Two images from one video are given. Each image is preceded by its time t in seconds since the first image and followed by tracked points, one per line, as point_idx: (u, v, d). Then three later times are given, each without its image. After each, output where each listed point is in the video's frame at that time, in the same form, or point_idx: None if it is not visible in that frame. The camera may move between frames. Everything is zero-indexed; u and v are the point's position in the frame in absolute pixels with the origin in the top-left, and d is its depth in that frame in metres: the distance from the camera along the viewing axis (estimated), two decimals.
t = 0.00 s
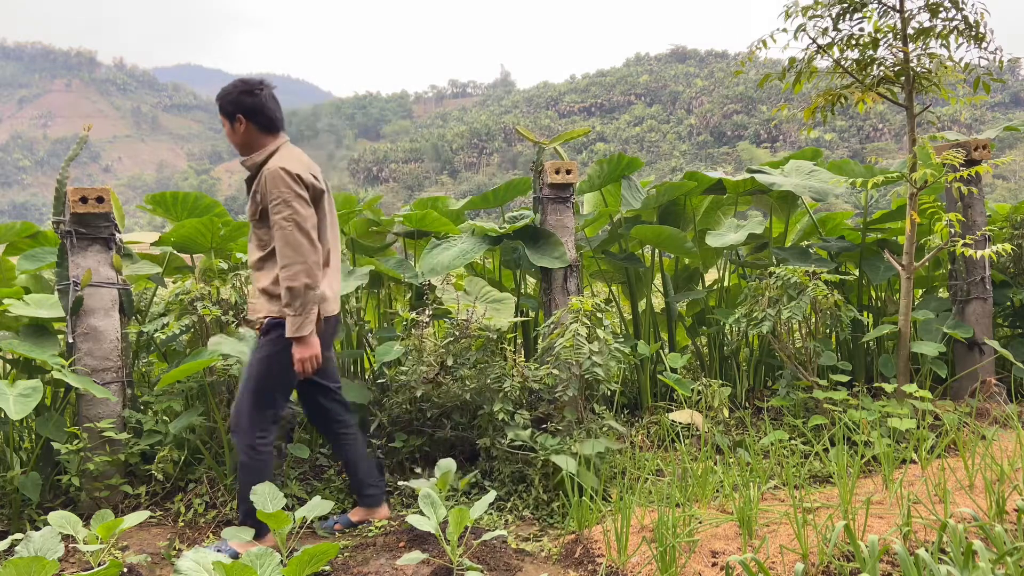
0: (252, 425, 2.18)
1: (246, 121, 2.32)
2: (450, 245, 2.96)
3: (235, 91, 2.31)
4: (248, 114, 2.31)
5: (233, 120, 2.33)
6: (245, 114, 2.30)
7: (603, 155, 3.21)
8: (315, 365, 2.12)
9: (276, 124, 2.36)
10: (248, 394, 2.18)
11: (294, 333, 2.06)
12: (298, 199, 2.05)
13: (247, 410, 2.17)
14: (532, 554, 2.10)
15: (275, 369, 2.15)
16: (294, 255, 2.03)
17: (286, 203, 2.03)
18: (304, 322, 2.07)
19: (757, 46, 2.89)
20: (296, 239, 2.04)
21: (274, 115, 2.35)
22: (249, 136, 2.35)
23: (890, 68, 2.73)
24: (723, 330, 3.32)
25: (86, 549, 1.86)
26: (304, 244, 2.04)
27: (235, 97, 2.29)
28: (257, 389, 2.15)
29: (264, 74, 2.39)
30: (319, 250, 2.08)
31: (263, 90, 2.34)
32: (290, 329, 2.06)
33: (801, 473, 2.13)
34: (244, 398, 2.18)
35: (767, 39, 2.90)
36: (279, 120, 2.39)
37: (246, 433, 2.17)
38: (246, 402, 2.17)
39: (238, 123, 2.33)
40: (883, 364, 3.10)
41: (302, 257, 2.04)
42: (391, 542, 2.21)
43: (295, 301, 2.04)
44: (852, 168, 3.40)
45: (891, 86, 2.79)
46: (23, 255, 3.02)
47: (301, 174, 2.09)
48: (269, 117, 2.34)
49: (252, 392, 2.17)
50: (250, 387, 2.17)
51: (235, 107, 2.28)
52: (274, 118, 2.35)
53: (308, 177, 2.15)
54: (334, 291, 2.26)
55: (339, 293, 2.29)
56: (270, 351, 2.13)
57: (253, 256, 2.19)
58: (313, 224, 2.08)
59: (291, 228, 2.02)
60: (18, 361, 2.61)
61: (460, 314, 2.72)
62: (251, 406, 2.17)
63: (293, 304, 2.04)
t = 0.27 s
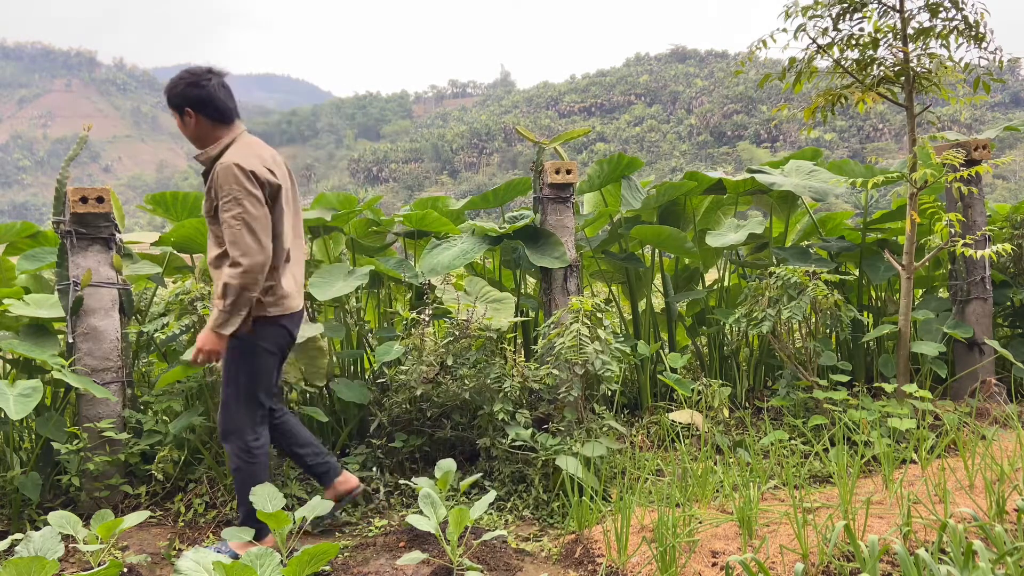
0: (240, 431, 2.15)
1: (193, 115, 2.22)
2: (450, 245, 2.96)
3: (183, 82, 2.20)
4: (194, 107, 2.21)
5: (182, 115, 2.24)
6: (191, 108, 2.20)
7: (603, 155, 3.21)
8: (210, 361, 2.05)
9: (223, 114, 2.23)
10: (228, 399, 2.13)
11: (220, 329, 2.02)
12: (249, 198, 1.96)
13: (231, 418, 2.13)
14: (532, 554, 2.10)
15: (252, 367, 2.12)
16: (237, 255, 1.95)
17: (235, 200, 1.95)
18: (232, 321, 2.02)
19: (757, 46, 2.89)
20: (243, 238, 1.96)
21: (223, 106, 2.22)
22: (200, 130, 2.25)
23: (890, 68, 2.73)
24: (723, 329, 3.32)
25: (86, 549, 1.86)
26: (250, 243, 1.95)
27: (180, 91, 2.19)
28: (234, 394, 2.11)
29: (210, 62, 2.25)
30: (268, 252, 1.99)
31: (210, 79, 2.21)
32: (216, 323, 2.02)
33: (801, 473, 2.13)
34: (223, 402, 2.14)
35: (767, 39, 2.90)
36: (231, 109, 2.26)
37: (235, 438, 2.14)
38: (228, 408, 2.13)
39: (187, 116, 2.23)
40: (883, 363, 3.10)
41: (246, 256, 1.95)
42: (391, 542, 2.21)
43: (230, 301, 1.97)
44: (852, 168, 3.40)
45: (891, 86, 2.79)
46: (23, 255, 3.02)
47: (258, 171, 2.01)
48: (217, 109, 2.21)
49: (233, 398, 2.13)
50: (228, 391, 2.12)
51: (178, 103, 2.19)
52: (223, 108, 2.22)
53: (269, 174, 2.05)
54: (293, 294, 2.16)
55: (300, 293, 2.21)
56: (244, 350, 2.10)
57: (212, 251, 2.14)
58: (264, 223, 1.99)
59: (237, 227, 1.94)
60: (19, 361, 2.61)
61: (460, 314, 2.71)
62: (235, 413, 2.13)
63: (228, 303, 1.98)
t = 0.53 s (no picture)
0: (234, 433, 2.13)
1: (169, 112, 2.15)
2: (450, 245, 2.95)
3: (161, 78, 2.14)
4: (169, 103, 2.14)
5: (158, 110, 2.17)
6: (167, 104, 2.14)
7: (603, 155, 3.21)
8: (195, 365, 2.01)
9: (202, 113, 2.17)
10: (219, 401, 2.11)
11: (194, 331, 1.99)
12: (222, 195, 1.95)
13: (225, 422, 2.12)
14: (532, 554, 2.10)
15: (242, 366, 2.11)
16: (209, 254, 1.94)
17: (207, 198, 1.94)
18: (207, 323, 2.00)
19: (757, 46, 2.89)
20: (215, 236, 1.94)
21: (201, 104, 2.16)
22: (177, 129, 2.18)
23: (890, 68, 2.73)
24: (723, 329, 3.32)
25: (86, 549, 1.86)
26: (221, 242, 1.95)
27: (156, 86, 2.13)
28: (226, 395, 2.11)
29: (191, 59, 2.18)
30: (241, 251, 1.98)
31: (187, 77, 2.14)
32: (190, 326, 1.98)
33: (801, 473, 2.13)
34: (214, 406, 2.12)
35: (767, 39, 2.90)
36: (210, 107, 2.20)
37: (230, 439, 2.14)
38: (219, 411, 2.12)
39: (163, 112, 2.17)
40: (883, 363, 3.10)
41: (217, 255, 1.94)
42: (391, 542, 2.21)
43: (201, 300, 1.96)
44: (852, 168, 3.40)
45: (891, 86, 2.79)
46: (23, 255, 3.02)
47: (233, 169, 2.00)
48: (194, 107, 2.15)
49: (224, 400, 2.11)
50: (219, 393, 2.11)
51: (154, 99, 2.12)
52: (201, 106, 2.16)
53: (245, 172, 2.04)
54: (270, 296, 2.15)
55: (278, 294, 2.20)
56: (233, 350, 2.09)
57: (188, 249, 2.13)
58: (237, 223, 1.98)
59: (208, 225, 1.93)
60: (19, 361, 2.61)
61: (460, 314, 2.71)
62: (226, 415, 2.12)
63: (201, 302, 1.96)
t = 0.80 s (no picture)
0: (234, 433, 2.14)
1: (158, 109, 2.16)
2: (450, 245, 2.95)
3: (153, 74, 2.15)
4: (159, 101, 2.15)
5: (149, 107, 2.18)
6: (157, 101, 2.15)
7: (604, 155, 3.21)
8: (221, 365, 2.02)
9: (190, 112, 2.17)
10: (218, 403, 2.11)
11: (206, 331, 1.98)
12: (212, 188, 1.95)
13: (226, 422, 2.12)
14: (532, 554, 2.10)
15: (239, 365, 2.12)
16: (206, 248, 1.94)
17: (197, 192, 1.94)
18: (217, 320, 1.99)
19: (757, 46, 2.89)
20: (209, 230, 1.94)
21: (190, 103, 2.16)
22: (166, 126, 2.20)
23: (890, 68, 2.73)
24: (723, 329, 3.32)
25: (86, 549, 1.86)
26: (216, 236, 1.95)
27: (147, 83, 2.14)
28: (225, 396, 2.11)
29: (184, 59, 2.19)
30: (234, 244, 1.98)
31: (178, 75, 2.15)
32: (201, 326, 1.97)
33: (801, 473, 2.13)
34: (213, 407, 2.12)
35: (767, 39, 2.90)
36: (200, 106, 2.20)
37: (229, 439, 2.14)
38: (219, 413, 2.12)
39: (153, 109, 2.19)
40: (883, 363, 3.10)
41: (213, 249, 1.94)
42: (391, 542, 2.21)
43: (204, 296, 1.96)
44: (852, 168, 3.40)
45: (891, 86, 2.79)
46: (23, 255, 3.03)
47: (220, 162, 2.00)
48: (183, 106, 2.15)
49: (224, 400, 2.11)
50: (217, 394, 2.11)
51: (144, 96, 2.14)
52: (190, 106, 2.16)
53: (232, 165, 2.04)
54: (261, 292, 2.16)
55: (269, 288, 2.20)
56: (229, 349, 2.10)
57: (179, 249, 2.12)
58: (229, 216, 1.98)
59: (201, 219, 1.93)
60: (19, 360, 2.61)
61: (460, 314, 2.71)
62: (226, 416, 2.12)
63: (205, 299, 1.96)
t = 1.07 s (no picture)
0: (230, 432, 2.13)
1: (157, 108, 2.16)
2: (450, 245, 2.95)
3: (154, 74, 2.16)
4: (158, 99, 2.15)
5: (147, 106, 2.18)
6: (156, 100, 2.15)
7: (603, 155, 3.21)
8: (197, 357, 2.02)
9: (189, 111, 2.17)
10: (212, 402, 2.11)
11: (188, 324, 1.99)
12: (209, 184, 1.99)
13: (221, 421, 2.12)
14: (532, 554, 2.10)
15: (229, 362, 2.12)
16: (197, 243, 1.97)
17: (194, 188, 1.97)
18: (200, 313, 2.00)
19: (757, 46, 2.89)
20: (202, 225, 1.97)
21: (189, 102, 2.17)
22: (165, 125, 2.19)
23: (890, 68, 2.73)
24: (723, 329, 3.32)
25: (86, 549, 1.86)
26: (208, 231, 1.98)
27: (147, 82, 2.15)
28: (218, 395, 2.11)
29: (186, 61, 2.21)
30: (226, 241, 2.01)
31: (179, 75, 2.16)
32: (185, 318, 1.99)
33: (801, 473, 2.13)
34: (208, 407, 2.12)
35: (767, 39, 2.90)
36: (199, 106, 2.20)
37: (227, 439, 2.14)
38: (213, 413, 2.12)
39: (151, 108, 2.19)
40: (883, 363, 3.10)
41: (204, 243, 1.97)
42: (391, 542, 2.21)
43: (191, 289, 1.98)
44: (852, 168, 3.40)
45: (891, 86, 2.79)
46: (23, 256, 3.03)
47: (218, 161, 2.04)
48: (182, 104, 2.15)
49: (217, 400, 2.11)
50: (211, 393, 2.11)
51: (144, 94, 2.14)
52: (188, 104, 2.16)
53: (229, 165, 2.08)
54: (252, 293, 2.18)
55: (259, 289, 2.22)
56: (217, 347, 2.10)
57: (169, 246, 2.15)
58: (223, 213, 2.01)
59: (196, 214, 1.96)
60: (19, 360, 2.61)
61: (460, 314, 2.71)
62: (222, 414, 2.12)
63: (191, 292, 1.97)
